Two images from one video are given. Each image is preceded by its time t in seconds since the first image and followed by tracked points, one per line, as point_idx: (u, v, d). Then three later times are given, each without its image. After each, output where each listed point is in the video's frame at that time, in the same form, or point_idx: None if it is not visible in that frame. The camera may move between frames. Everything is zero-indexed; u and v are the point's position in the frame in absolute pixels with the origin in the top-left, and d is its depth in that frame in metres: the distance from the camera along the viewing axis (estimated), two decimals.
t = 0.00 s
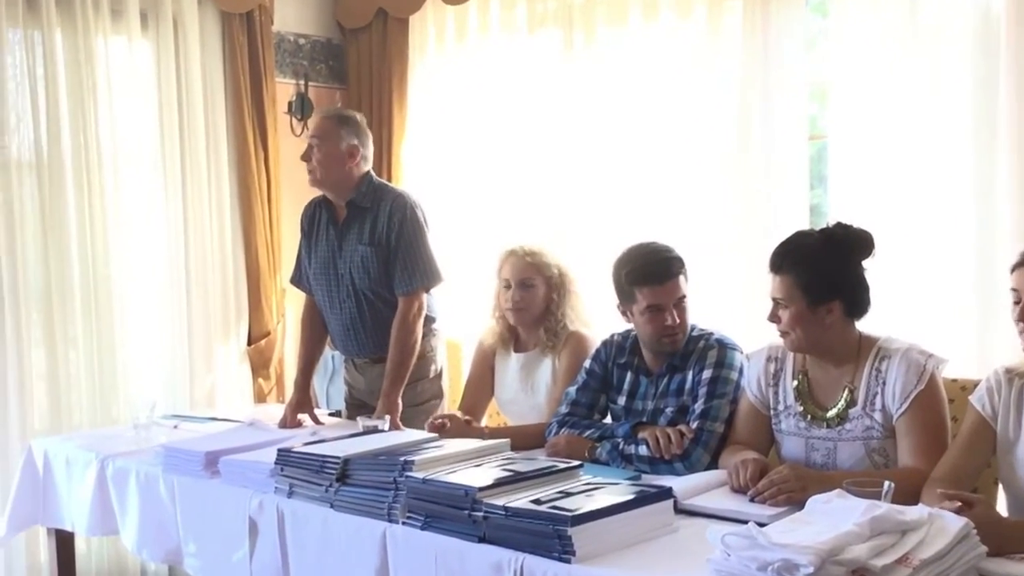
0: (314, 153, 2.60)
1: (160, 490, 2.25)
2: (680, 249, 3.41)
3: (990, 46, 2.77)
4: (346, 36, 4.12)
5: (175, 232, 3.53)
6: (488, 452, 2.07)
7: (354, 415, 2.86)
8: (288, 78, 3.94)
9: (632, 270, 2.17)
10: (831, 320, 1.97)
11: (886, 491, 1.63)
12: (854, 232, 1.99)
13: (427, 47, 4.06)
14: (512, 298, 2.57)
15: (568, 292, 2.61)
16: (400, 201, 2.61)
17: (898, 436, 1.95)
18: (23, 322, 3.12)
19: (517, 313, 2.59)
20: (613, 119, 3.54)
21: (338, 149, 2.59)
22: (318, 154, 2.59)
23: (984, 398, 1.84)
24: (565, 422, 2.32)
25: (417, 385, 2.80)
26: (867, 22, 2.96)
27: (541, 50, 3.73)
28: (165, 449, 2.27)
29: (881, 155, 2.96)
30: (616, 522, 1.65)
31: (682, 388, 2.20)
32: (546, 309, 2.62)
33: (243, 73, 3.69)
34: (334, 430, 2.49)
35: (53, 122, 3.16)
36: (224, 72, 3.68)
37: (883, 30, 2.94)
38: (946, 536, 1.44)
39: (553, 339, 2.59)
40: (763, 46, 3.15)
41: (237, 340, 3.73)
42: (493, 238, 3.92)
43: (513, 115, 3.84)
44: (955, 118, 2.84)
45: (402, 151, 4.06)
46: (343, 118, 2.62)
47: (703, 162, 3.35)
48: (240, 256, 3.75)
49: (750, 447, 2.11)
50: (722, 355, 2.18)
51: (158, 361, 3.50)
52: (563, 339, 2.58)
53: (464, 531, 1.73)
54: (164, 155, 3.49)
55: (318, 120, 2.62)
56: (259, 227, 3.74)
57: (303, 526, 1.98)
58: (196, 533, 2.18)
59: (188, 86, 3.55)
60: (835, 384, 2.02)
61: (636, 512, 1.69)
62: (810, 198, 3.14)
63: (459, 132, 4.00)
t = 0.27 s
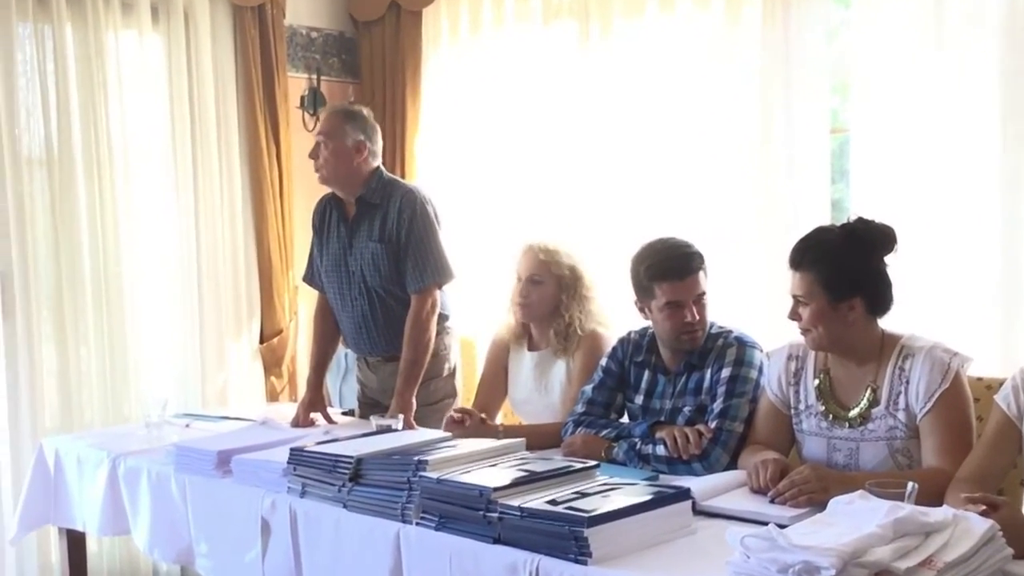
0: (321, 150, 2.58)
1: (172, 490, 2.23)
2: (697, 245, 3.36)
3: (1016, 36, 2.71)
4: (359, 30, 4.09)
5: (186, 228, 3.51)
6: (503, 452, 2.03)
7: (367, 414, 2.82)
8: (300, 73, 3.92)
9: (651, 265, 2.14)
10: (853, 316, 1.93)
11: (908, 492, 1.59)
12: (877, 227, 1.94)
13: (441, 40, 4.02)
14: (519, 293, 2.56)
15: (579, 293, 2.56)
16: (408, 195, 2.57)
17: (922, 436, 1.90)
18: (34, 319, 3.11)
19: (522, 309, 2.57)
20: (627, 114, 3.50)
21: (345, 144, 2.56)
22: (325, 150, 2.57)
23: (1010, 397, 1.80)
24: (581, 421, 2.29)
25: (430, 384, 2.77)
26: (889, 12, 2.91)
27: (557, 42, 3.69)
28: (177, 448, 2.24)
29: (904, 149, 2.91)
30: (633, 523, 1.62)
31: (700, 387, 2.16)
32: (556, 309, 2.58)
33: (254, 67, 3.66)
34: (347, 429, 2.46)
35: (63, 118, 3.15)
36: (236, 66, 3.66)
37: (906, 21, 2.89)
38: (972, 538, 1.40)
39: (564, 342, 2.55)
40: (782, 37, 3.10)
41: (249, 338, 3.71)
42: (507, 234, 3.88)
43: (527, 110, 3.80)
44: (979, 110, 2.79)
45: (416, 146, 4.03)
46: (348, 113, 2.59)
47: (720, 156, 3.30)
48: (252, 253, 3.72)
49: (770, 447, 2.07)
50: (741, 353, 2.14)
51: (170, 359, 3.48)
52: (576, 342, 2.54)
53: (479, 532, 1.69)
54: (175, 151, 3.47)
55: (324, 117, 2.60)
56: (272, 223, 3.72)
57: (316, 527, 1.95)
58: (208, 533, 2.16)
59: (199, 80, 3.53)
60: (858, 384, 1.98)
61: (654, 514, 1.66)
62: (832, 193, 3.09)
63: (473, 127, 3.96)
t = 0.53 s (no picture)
0: (347, 155, 2.53)
1: (186, 501, 2.20)
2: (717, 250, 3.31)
3: None
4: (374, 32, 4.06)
5: (199, 236, 3.48)
6: (523, 462, 1.98)
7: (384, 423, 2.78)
8: (315, 76, 3.89)
9: (673, 270, 2.09)
10: (880, 322, 1.88)
11: (942, 504, 1.54)
12: (905, 230, 1.88)
13: (457, 42, 3.99)
14: (534, 300, 2.52)
15: (595, 301, 2.51)
16: (423, 202, 2.53)
17: (954, 445, 1.85)
18: (46, 326, 3.09)
19: (536, 316, 2.52)
20: (644, 118, 3.46)
21: (372, 152, 2.55)
22: (351, 156, 2.53)
23: None
24: (602, 430, 2.24)
25: (448, 393, 2.73)
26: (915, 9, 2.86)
27: (575, 44, 3.66)
28: (192, 458, 2.20)
29: (931, 149, 2.86)
30: (657, 536, 1.57)
31: (725, 395, 2.11)
32: (572, 315, 2.51)
33: (268, 70, 3.64)
34: (364, 439, 2.42)
35: (76, 124, 3.13)
36: (250, 69, 3.63)
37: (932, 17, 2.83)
38: (1004, 552, 1.39)
39: (583, 351, 2.49)
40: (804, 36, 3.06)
41: (264, 346, 3.68)
42: (525, 239, 3.84)
43: (545, 106, 3.77)
44: (1009, 108, 2.72)
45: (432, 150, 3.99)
46: (372, 119, 2.57)
47: (740, 159, 3.24)
48: (267, 260, 3.70)
49: (798, 457, 2.02)
50: (766, 360, 2.09)
51: (184, 368, 3.45)
52: (595, 350, 2.48)
53: (498, 544, 1.65)
54: (189, 157, 3.45)
55: (346, 121, 2.56)
56: (286, 229, 3.69)
57: (332, 539, 1.91)
58: (223, 544, 2.12)
59: (213, 85, 3.51)
60: (886, 392, 1.92)
61: (679, 525, 1.61)
62: (859, 194, 3.03)
63: (490, 132, 3.93)
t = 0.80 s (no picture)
0: (366, 148, 2.50)
1: (194, 503, 2.17)
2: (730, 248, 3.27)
3: None
4: (383, 26, 4.03)
5: (207, 235, 3.45)
6: (535, 464, 1.95)
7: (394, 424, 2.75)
8: (323, 71, 3.86)
9: (687, 266, 2.06)
10: (899, 320, 1.83)
11: (961, 505, 1.52)
12: (924, 225, 1.84)
13: (467, 37, 3.94)
14: (542, 299, 2.49)
15: (603, 299, 2.46)
16: (440, 198, 2.52)
17: (975, 446, 1.80)
18: (52, 325, 3.07)
19: (546, 316, 2.49)
20: (653, 113, 3.43)
21: (391, 146, 2.52)
22: (370, 150, 2.50)
23: None
24: (615, 431, 2.20)
25: (458, 392, 2.70)
26: None
27: (587, 40, 3.61)
28: (200, 460, 2.17)
29: (948, 145, 2.82)
30: (671, 538, 1.54)
31: (740, 395, 2.07)
32: (581, 314, 2.48)
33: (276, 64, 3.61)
34: (373, 440, 2.39)
35: (82, 120, 3.11)
36: (257, 64, 3.60)
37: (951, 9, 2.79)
38: None
39: (596, 350, 2.46)
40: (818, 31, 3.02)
41: (272, 345, 3.65)
42: (536, 238, 3.81)
43: (556, 105, 3.73)
44: None
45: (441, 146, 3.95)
46: (393, 113, 2.53)
47: (756, 155, 3.19)
48: (276, 258, 3.67)
49: (815, 458, 1.98)
50: (782, 359, 2.05)
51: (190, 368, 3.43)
52: (608, 349, 2.45)
53: (509, 547, 1.62)
54: (196, 155, 3.42)
55: (364, 113, 2.52)
56: (294, 226, 3.66)
57: (341, 541, 1.88)
58: (230, 547, 2.09)
59: (220, 80, 3.48)
60: (906, 392, 1.88)
61: (693, 528, 1.58)
62: (878, 189, 2.97)
63: (500, 130, 3.89)
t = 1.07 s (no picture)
0: (387, 145, 2.44)
1: (201, 508, 2.12)
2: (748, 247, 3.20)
3: None
4: (394, 21, 3.99)
5: (214, 235, 3.41)
6: (551, 468, 1.89)
7: (406, 426, 2.71)
8: (333, 67, 3.83)
9: (708, 266, 2.00)
10: (926, 321, 1.77)
11: (990, 511, 1.47)
12: (952, 223, 1.78)
13: (480, 31, 3.85)
14: (560, 300, 2.43)
15: (624, 300, 2.41)
16: (461, 197, 2.47)
17: (1004, 450, 1.74)
18: (57, 326, 3.04)
19: (563, 317, 2.43)
20: (670, 106, 3.32)
21: (411, 143, 2.47)
22: (391, 146, 2.44)
23: None
24: (633, 435, 2.15)
25: (473, 395, 2.65)
26: None
27: (601, 31, 3.49)
28: (207, 463, 2.12)
29: (976, 136, 2.69)
30: (691, 545, 1.48)
31: (761, 398, 2.02)
32: (599, 316, 2.42)
33: (285, 59, 3.55)
34: (385, 444, 2.34)
35: (87, 117, 3.08)
36: (266, 59, 3.55)
37: None
38: None
39: (613, 352, 2.41)
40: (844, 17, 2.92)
41: (280, 347, 3.59)
42: (550, 233, 3.71)
43: (572, 99, 3.61)
44: None
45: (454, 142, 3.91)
46: (414, 108, 2.48)
47: (778, 150, 3.09)
48: (284, 257, 3.61)
49: (839, 463, 1.93)
50: (805, 361, 1.99)
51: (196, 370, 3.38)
52: (625, 351, 2.39)
53: (524, 553, 1.56)
54: (202, 153, 3.38)
55: (385, 108, 2.46)
56: (302, 225, 3.60)
57: (351, 547, 1.83)
58: (238, 553, 2.04)
59: (228, 76, 3.44)
60: (932, 395, 1.82)
61: (714, 535, 1.52)
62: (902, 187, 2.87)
63: (515, 124, 3.79)
